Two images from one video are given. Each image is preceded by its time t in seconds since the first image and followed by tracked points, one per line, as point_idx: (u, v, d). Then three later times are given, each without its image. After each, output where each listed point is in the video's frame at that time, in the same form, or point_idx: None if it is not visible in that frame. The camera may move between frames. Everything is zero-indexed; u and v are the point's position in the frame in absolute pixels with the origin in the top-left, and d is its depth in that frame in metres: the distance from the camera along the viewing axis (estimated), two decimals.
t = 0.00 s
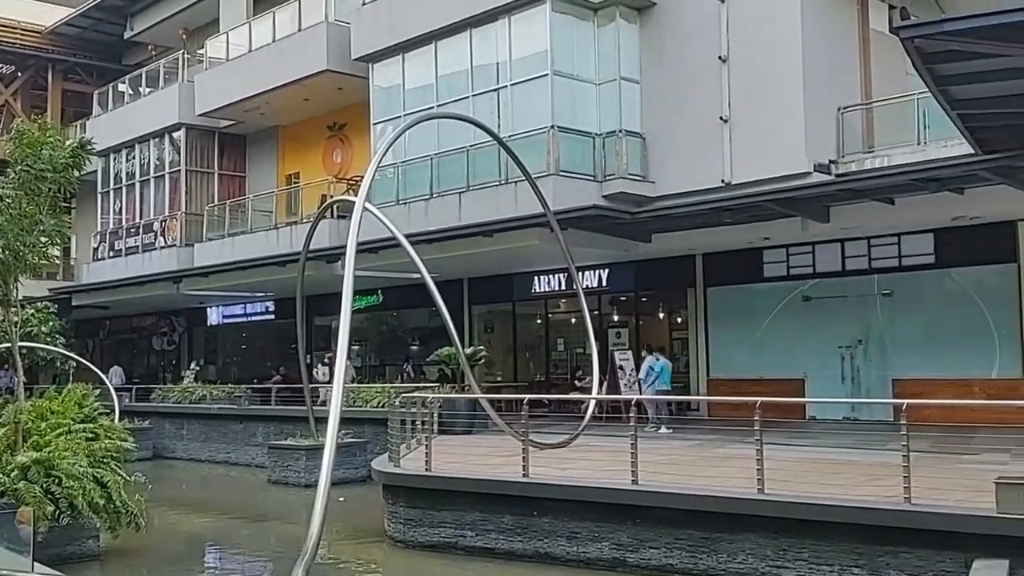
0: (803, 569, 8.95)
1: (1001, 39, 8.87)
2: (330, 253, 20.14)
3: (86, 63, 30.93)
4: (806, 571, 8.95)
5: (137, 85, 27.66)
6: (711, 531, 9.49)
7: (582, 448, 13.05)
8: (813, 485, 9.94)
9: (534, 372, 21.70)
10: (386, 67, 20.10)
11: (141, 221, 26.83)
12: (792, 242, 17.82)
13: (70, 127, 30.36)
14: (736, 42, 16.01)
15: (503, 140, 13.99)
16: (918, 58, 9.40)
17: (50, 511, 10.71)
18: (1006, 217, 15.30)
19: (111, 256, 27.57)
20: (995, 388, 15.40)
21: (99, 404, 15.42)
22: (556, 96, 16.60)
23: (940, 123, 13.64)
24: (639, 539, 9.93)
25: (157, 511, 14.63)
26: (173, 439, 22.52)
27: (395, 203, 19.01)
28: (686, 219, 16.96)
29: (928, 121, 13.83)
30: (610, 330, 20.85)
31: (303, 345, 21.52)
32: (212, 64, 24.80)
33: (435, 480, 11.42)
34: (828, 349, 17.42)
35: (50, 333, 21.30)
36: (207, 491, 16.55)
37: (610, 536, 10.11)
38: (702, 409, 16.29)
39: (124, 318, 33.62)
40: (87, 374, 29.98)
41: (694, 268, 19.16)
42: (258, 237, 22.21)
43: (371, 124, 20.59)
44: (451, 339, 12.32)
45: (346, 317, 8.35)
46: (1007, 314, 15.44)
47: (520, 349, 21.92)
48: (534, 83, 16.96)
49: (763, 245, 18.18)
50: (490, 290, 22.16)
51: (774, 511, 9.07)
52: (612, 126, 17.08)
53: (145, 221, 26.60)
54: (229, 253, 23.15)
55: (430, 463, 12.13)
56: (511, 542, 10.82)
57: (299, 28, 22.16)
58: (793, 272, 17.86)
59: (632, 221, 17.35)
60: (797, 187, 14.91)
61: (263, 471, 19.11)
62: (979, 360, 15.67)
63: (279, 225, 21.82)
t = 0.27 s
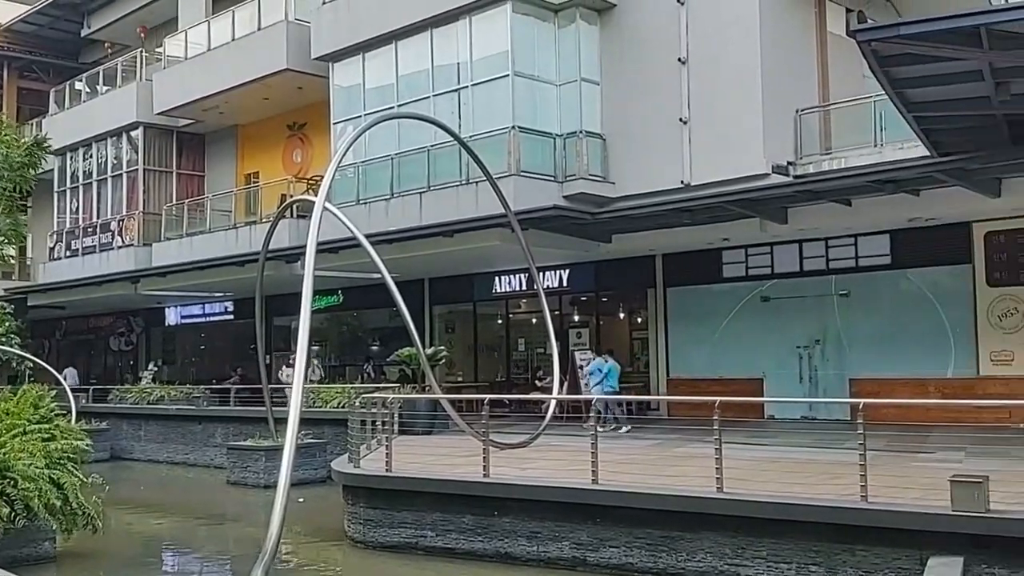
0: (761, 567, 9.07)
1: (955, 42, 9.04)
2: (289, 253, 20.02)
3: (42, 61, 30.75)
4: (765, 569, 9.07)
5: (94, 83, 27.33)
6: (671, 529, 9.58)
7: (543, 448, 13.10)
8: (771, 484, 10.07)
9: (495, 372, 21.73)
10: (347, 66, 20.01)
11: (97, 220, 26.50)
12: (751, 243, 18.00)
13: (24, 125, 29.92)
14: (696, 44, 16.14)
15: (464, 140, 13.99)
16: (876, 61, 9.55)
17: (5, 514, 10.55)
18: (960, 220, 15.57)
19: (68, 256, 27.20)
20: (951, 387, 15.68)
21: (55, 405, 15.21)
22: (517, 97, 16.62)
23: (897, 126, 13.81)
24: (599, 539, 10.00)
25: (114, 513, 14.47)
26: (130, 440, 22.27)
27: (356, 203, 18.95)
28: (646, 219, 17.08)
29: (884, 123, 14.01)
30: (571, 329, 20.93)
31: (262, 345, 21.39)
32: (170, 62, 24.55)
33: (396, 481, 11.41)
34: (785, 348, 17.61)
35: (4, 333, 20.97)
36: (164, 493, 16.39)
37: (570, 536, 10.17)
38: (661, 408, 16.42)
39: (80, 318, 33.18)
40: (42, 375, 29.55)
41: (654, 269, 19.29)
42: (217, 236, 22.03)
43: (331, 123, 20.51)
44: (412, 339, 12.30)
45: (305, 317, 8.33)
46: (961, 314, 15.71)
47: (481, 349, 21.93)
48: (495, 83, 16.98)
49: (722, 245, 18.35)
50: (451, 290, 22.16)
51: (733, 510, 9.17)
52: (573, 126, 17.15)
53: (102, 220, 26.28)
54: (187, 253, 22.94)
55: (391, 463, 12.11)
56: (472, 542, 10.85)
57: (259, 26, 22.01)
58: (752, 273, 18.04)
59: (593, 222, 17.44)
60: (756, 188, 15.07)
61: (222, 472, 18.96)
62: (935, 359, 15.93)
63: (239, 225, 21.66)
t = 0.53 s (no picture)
0: (716, 562, 9.20)
1: (910, 44, 9.21)
2: (245, 251, 19.89)
3: None
4: (719, 564, 9.20)
5: (47, 78, 26.95)
6: (627, 526, 9.68)
7: (500, 446, 13.15)
8: (725, 480, 10.20)
9: (453, 370, 21.76)
10: (303, 63, 19.91)
11: (50, 217, 26.13)
12: (706, 242, 18.19)
13: None
14: (653, 43, 16.27)
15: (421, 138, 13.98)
16: (832, 61, 9.71)
17: None
18: (912, 220, 15.86)
19: (19, 253, 26.80)
20: (904, 385, 15.96)
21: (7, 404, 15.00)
22: (474, 95, 16.64)
23: (852, 126, 14.00)
24: (556, 535, 10.08)
25: (68, 512, 14.30)
26: (83, 438, 22.00)
27: (312, 201, 18.87)
28: (603, 218, 17.21)
29: (839, 124, 14.19)
30: (528, 327, 21.03)
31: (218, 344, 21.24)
32: (124, 58, 24.27)
33: (352, 479, 11.40)
34: (741, 347, 17.82)
35: None
36: (119, 492, 16.22)
37: (527, 532, 10.24)
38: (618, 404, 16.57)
39: (32, 315, 32.73)
40: None
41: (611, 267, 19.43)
42: (172, 234, 21.82)
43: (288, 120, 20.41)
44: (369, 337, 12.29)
45: (261, 315, 8.30)
46: (913, 312, 15.98)
47: (438, 347, 21.95)
48: (452, 81, 16.98)
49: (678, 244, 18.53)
50: (408, 288, 22.15)
51: (689, 506, 9.29)
52: (530, 125, 17.22)
53: (55, 216, 25.93)
54: (142, 250, 22.70)
55: (347, 461, 12.09)
56: (429, 539, 10.88)
57: (215, 22, 21.83)
58: (708, 272, 18.25)
59: (550, 221, 17.53)
60: (711, 188, 15.24)
61: (177, 470, 18.80)
62: (888, 357, 16.21)
63: (194, 222, 21.47)
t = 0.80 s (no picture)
0: (667, 554, 9.34)
1: (860, 43, 9.40)
2: (197, 247, 19.73)
3: None
4: (671, 556, 9.34)
5: None
6: (581, 519, 9.79)
7: (455, 442, 13.21)
8: (677, 474, 10.36)
9: (408, 366, 21.79)
10: (257, 57, 19.78)
11: None
12: (659, 239, 18.38)
13: None
14: (608, 41, 16.40)
15: (376, 134, 13.93)
16: (783, 59, 9.88)
17: None
18: (860, 217, 16.14)
19: None
20: (852, 380, 16.24)
21: None
22: (428, 91, 16.64)
23: (804, 124, 14.18)
24: (510, 529, 10.16)
25: (17, 509, 14.12)
26: (33, 436, 21.69)
27: (265, 197, 18.77)
28: (557, 215, 17.33)
29: (791, 121, 14.36)
30: (483, 324, 21.11)
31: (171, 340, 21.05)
32: (73, 51, 23.91)
33: (307, 475, 11.39)
34: (693, 343, 18.04)
35: None
36: (70, 488, 16.03)
37: (481, 527, 10.32)
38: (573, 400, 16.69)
39: None
40: None
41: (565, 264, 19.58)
42: (124, 229, 21.57)
43: (241, 115, 20.27)
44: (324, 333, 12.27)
45: (214, 310, 8.26)
46: (862, 308, 16.28)
47: (393, 343, 21.95)
48: (406, 77, 16.98)
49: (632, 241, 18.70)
50: (363, 284, 22.12)
51: (641, 499, 9.42)
52: (485, 121, 17.27)
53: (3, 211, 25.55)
54: (93, 245, 22.41)
55: (302, 457, 12.08)
56: (384, 534, 10.91)
57: (167, 15, 21.60)
58: (661, 268, 18.43)
59: (504, 217, 17.64)
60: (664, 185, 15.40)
61: (129, 467, 18.62)
62: (836, 353, 16.49)
63: (145, 217, 21.24)
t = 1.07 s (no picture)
0: (616, 545, 9.49)
1: (806, 41, 9.59)
2: (145, 240, 19.52)
3: None
4: (619, 547, 9.49)
5: None
6: (531, 512, 9.91)
7: (407, 436, 13.25)
8: (626, 466, 10.51)
9: (359, 361, 21.77)
10: (206, 49, 19.60)
11: None
12: (610, 234, 18.55)
13: None
14: (559, 36, 16.50)
15: (327, 127, 13.83)
16: (731, 57, 10.05)
17: None
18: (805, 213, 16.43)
19: None
20: (798, 373, 16.58)
21: None
22: (380, 84, 16.58)
23: (752, 121, 14.38)
24: (461, 522, 10.25)
25: None
26: None
27: (215, 190, 18.64)
28: (508, 210, 17.43)
29: (740, 118, 14.54)
30: (435, 318, 21.16)
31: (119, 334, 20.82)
32: (18, 41, 23.68)
33: (258, 470, 11.37)
34: (643, 337, 18.26)
35: None
36: (16, 484, 15.81)
37: (432, 520, 10.39)
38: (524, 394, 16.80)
39: None
40: None
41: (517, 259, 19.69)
42: (70, 222, 21.27)
43: (190, 107, 20.08)
44: (274, 327, 12.23)
45: (163, 305, 8.23)
46: (807, 304, 16.59)
47: (345, 338, 21.90)
48: (357, 70, 16.93)
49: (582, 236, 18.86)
50: (314, 278, 22.04)
51: (590, 492, 9.56)
52: (437, 116, 17.30)
53: None
54: (38, 238, 22.07)
55: (253, 452, 12.05)
56: (335, 528, 10.94)
57: (115, 5, 21.33)
58: (612, 263, 18.60)
59: (456, 212, 17.71)
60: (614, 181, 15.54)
61: (76, 462, 18.39)
62: (782, 347, 16.79)
63: (92, 211, 20.96)
